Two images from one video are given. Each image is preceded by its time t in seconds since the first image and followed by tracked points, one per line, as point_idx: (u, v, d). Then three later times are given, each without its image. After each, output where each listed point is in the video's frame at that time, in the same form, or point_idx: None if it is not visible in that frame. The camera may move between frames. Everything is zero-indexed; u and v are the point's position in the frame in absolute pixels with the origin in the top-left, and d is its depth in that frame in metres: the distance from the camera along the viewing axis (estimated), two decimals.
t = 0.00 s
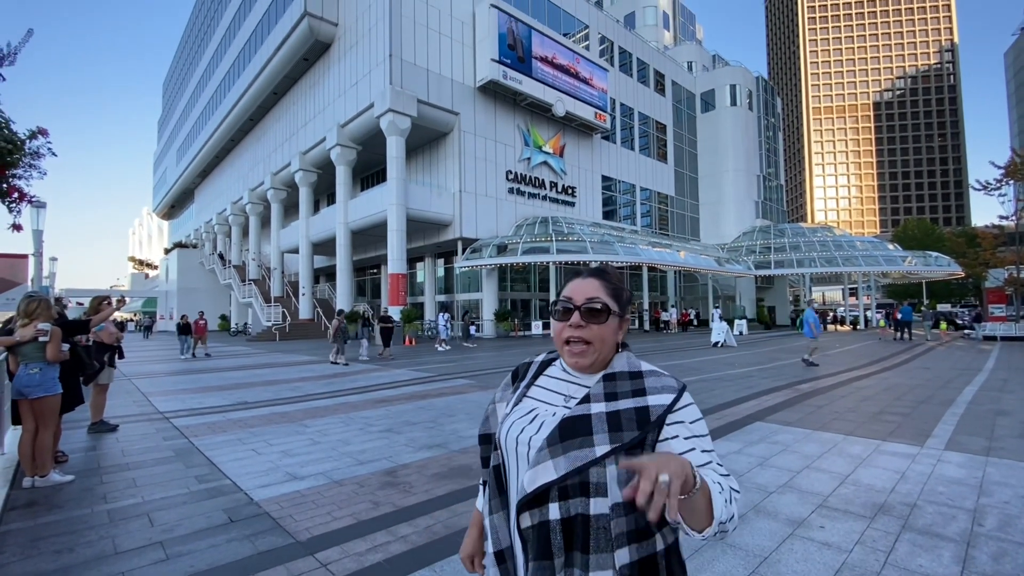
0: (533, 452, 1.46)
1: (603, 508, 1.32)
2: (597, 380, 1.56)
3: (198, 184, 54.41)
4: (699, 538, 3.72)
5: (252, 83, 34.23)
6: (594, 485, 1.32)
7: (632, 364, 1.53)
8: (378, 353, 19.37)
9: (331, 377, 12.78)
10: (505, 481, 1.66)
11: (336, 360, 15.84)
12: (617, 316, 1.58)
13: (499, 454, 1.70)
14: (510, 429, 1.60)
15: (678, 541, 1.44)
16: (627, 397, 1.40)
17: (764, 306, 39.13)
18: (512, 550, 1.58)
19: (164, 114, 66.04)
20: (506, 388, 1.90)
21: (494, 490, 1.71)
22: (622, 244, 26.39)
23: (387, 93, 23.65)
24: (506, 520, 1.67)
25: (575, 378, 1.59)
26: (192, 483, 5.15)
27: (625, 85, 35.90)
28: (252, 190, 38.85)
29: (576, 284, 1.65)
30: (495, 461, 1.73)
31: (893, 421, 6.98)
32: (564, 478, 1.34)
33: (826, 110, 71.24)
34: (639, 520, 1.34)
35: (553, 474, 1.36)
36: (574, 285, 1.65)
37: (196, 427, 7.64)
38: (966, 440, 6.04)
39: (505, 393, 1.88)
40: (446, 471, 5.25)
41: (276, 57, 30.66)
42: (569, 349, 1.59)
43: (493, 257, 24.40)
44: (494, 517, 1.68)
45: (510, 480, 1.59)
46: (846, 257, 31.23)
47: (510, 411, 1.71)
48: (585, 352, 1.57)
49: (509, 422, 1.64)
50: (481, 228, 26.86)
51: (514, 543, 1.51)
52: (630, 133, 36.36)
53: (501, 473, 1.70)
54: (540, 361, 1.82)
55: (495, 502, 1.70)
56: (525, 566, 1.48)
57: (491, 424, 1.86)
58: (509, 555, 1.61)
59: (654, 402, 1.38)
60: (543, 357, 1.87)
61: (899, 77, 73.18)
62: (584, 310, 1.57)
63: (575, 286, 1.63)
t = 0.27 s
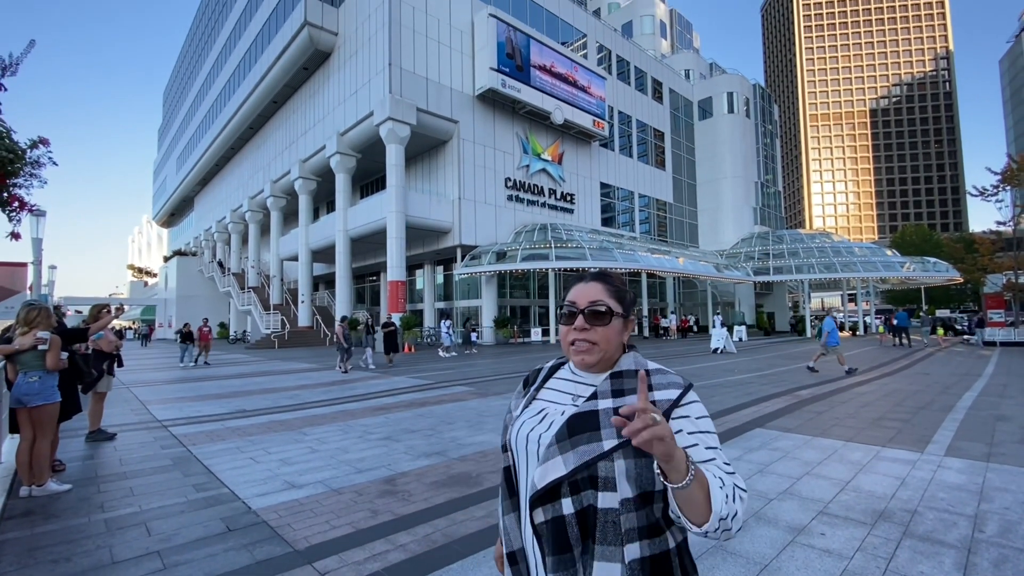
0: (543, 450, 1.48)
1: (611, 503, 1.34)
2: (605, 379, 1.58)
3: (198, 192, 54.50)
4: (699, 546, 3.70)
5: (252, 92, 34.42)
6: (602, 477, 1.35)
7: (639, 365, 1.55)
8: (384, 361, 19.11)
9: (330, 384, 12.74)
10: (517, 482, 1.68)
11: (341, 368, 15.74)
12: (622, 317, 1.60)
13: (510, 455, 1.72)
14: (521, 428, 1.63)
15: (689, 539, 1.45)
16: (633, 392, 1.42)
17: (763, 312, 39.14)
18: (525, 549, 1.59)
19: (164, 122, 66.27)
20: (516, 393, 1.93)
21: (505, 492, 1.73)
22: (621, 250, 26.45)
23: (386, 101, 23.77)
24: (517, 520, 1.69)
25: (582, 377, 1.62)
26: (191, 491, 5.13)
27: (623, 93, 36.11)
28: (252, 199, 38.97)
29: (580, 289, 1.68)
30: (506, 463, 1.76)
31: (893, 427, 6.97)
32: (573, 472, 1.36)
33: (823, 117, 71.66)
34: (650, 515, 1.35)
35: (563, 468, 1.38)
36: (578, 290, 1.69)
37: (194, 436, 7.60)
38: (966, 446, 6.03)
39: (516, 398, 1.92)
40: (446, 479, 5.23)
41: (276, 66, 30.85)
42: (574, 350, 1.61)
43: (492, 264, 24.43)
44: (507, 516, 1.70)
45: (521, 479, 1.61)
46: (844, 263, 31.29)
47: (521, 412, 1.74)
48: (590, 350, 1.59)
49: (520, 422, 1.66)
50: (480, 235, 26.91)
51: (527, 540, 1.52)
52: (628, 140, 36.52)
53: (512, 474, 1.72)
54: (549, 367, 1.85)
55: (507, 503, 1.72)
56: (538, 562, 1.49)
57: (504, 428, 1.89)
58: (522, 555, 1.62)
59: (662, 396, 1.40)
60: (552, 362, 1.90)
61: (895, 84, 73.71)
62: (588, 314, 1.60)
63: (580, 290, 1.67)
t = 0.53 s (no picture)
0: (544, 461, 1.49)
1: (616, 513, 1.34)
2: (607, 382, 1.59)
3: (196, 199, 54.52)
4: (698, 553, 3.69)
5: (251, 100, 34.55)
6: (605, 486, 1.35)
7: (642, 365, 1.56)
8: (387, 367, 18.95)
9: (327, 391, 12.70)
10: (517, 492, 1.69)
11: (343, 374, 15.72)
12: (624, 314, 1.63)
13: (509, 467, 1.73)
14: (521, 437, 1.63)
15: (700, 552, 1.44)
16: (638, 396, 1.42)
17: (761, 318, 39.20)
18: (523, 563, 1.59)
19: (163, 130, 66.39)
20: (515, 399, 1.94)
21: (504, 505, 1.73)
22: (619, 256, 26.52)
23: (384, 109, 23.87)
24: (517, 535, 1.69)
25: (584, 380, 1.63)
26: (187, 499, 5.10)
27: (620, 100, 36.32)
28: (250, 206, 39.00)
29: (583, 285, 1.70)
30: (506, 471, 1.76)
31: (891, 433, 6.97)
32: (575, 481, 1.36)
33: (818, 124, 72.18)
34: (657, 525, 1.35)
35: (565, 478, 1.38)
36: (580, 286, 1.71)
37: (191, 443, 7.58)
38: (963, 451, 6.05)
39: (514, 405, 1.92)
40: (444, 486, 5.22)
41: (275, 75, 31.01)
42: (574, 351, 1.62)
43: (491, 271, 24.46)
44: (504, 529, 1.70)
45: (522, 490, 1.61)
46: (841, 269, 31.40)
47: (520, 420, 1.74)
48: (589, 348, 1.60)
49: (519, 430, 1.67)
50: (478, 242, 26.96)
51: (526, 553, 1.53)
52: (625, 147, 36.70)
53: (512, 483, 1.73)
54: (549, 372, 1.85)
55: (505, 514, 1.72)
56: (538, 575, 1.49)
57: (503, 437, 1.89)
58: (520, 569, 1.62)
59: (668, 400, 1.40)
60: (551, 368, 1.91)
61: (890, 92, 74.30)
62: (588, 311, 1.62)
63: (581, 287, 1.69)
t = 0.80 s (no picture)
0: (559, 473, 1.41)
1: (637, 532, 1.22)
2: (625, 389, 1.56)
3: (194, 205, 54.49)
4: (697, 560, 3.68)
5: (248, 106, 34.68)
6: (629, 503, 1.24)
7: (660, 373, 1.53)
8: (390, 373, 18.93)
9: (323, 398, 12.65)
10: (525, 509, 1.58)
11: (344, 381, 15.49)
12: (645, 320, 1.64)
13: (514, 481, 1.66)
14: (531, 449, 1.56)
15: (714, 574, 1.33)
16: (659, 405, 1.36)
17: (758, 323, 39.30)
18: None
19: (161, 136, 66.45)
20: (522, 411, 1.88)
21: (509, 522, 1.64)
22: (616, 262, 26.59)
23: (383, 115, 23.95)
24: (522, 555, 1.59)
25: (599, 388, 1.60)
26: (181, 507, 5.06)
27: (617, 107, 36.54)
28: (248, 211, 38.99)
29: (599, 289, 1.71)
30: (511, 486, 1.68)
31: (888, 438, 6.98)
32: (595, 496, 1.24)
33: (814, 131, 72.71)
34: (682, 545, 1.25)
35: (581, 495, 1.25)
36: (596, 290, 1.71)
37: (186, 451, 7.53)
38: (960, 456, 6.06)
39: (520, 416, 1.87)
40: (440, 493, 5.20)
41: (273, 82, 31.13)
42: (595, 358, 1.60)
43: (488, 276, 24.45)
44: (510, 550, 1.61)
45: (532, 505, 1.52)
46: (837, 275, 31.53)
47: (528, 431, 1.68)
48: (614, 357, 1.57)
49: (529, 442, 1.60)
50: (476, 248, 26.98)
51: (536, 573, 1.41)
52: (622, 153, 36.87)
53: (518, 499, 1.63)
54: (558, 379, 1.83)
55: (512, 534, 1.62)
56: None
57: (508, 450, 1.82)
58: None
59: (689, 411, 1.35)
60: (558, 375, 1.88)
61: (884, 99, 74.94)
62: (613, 314, 1.62)
63: (599, 291, 1.69)
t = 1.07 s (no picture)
0: (586, 486, 1.38)
1: (680, 546, 1.24)
2: (643, 395, 1.56)
3: (190, 210, 54.38)
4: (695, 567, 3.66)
5: (246, 112, 34.70)
6: (668, 518, 1.25)
7: (675, 378, 1.57)
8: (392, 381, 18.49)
9: (320, 403, 12.60)
10: (540, 528, 1.55)
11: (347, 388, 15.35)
12: (656, 322, 1.65)
13: (525, 496, 1.61)
14: (546, 462, 1.51)
15: None
16: (684, 413, 1.40)
17: (755, 329, 39.37)
18: None
19: (157, 141, 66.39)
20: (523, 424, 1.85)
21: (521, 541, 1.59)
22: (613, 268, 26.64)
23: (380, 121, 24.00)
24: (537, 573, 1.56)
25: (613, 394, 1.59)
26: (176, 514, 5.02)
27: (613, 113, 36.73)
28: (244, 217, 38.92)
29: (609, 289, 1.70)
30: (522, 504, 1.62)
31: (884, 444, 6.99)
32: (636, 511, 1.25)
33: (809, 138, 73.25)
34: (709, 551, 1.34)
35: (621, 511, 1.26)
36: (606, 292, 1.70)
37: (181, 457, 7.48)
38: (956, 461, 6.07)
39: (519, 427, 1.83)
40: (437, 499, 5.17)
41: (271, 88, 31.19)
42: (610, 362, 1.59)
43: (486, 282, 24.44)
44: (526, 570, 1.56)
45: (550, 524, 1.49)
46: (833, 280, 31.66)
47: (536, 443, 1.64)
48: (629, 360, 1.57)
49: (541, 453, 1.56)
50: (473, 253, 26.98)
51: None
52: (619, 159, 37.01)
53: (531, 518, 1.59)
54: (557, 386, 1.81)
55: (526, 556, 1.58)
56: None
57: (510, 463, 1.77)
58: None
59: (716, 420, 1.40)
60: (556, 381, 1.87)
61: (878, 106, 75.60)
62: (627, 316, 1.63)
63: (610, 291, 1.68)
